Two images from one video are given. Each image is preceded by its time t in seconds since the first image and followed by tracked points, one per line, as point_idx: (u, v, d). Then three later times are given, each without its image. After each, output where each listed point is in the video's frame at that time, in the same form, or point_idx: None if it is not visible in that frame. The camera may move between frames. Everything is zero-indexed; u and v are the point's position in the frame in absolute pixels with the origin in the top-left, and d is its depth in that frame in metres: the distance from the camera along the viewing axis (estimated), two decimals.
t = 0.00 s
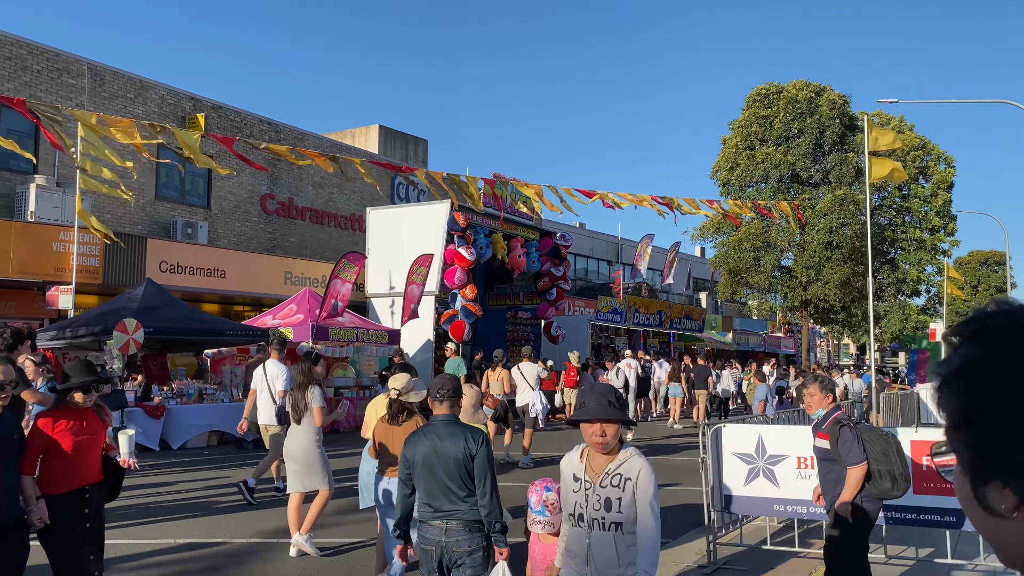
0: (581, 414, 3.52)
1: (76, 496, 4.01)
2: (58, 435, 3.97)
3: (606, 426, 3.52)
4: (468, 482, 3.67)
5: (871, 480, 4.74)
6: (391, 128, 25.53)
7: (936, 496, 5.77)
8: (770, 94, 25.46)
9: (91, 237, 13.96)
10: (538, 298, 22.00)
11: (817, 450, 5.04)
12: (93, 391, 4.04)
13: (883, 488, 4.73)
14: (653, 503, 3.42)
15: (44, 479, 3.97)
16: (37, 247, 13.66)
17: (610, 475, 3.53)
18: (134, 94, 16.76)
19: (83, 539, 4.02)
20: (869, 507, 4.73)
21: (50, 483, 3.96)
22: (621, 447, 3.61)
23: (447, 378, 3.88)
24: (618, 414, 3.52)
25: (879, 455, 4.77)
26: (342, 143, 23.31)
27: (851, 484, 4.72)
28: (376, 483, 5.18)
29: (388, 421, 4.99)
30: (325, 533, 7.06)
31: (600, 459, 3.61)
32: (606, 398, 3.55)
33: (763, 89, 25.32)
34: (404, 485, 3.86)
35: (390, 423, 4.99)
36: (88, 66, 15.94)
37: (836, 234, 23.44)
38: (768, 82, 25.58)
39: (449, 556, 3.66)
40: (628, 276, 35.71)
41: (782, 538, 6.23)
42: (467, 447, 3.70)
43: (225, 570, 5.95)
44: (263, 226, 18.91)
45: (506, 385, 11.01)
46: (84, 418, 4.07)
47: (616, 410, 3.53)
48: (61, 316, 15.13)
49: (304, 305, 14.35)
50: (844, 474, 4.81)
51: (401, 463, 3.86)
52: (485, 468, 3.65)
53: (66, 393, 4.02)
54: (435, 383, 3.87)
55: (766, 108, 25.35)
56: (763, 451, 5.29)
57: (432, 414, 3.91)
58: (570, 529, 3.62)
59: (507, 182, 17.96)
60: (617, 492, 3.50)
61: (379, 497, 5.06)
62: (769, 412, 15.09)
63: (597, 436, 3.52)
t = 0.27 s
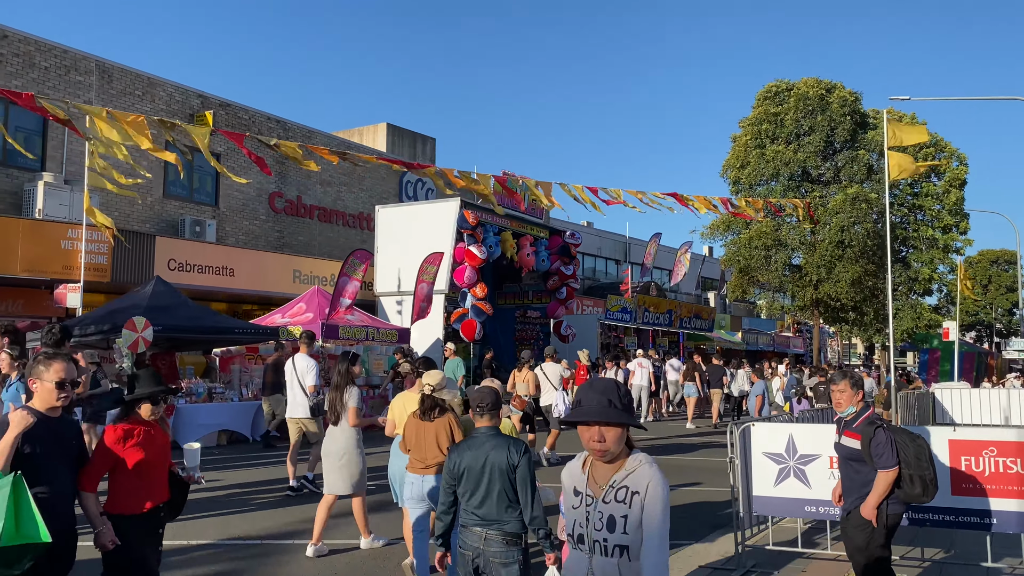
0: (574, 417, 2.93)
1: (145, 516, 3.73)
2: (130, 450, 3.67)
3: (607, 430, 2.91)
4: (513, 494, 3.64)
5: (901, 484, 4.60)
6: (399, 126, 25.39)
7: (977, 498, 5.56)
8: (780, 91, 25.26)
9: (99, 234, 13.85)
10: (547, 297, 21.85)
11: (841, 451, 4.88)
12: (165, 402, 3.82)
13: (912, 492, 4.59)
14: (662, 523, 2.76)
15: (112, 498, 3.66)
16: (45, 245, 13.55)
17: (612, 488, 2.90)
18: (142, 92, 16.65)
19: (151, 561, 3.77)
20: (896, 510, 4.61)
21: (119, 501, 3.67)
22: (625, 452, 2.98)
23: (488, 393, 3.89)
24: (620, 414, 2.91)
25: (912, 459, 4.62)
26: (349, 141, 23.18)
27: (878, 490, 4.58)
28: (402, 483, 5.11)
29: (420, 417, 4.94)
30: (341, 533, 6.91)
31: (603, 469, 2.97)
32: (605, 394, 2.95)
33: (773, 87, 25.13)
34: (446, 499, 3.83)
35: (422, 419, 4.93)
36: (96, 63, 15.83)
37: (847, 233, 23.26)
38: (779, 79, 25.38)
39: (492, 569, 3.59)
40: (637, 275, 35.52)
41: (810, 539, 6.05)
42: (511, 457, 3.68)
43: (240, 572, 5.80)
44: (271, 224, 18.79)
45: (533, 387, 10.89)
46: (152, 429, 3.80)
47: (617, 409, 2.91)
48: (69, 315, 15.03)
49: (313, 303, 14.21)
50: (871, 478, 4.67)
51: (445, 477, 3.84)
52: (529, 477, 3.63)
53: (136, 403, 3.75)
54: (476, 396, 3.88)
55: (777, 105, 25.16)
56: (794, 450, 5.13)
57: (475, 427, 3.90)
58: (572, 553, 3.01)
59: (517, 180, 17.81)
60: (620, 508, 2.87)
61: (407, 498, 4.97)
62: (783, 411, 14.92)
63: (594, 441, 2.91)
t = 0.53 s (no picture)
0: (596, 439, 2.44)
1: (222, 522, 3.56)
2: (202, 458, 3.48)
3: (637, 455, 2.40)
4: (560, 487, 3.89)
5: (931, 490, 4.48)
6: (407, 126, 25.25)
7: (1013, 505, 5.41)
8: (789, 90, 25.05)
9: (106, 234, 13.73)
10: (556, 297, 21.69)
11: (867, 457, 4.79)
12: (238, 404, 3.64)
13: (944, 497, 4.48)
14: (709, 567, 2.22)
15: (191, 511, 3.49)
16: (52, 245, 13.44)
17: (634, 530, 2.33)
18: (149, 90, 16.53)
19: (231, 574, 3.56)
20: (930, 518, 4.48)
21: (198, 514, 3.50)
22: (653, 487, 2.41)
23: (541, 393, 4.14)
24: (652, 438, 2.42)
25: (939, 463, 4.50)
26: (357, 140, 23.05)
27: (909, 497, 4.44)
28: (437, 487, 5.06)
29: (456, 421, 4.92)
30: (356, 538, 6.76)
31: (624, 507, 2.40)
32: (637, 415, 2.47)
33: (782, 85, 24.92)
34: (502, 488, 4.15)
35: (459, 423, 4.91)
36: (102, 62, 15.72)
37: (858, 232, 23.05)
38: (788, 78, 25.17)
39: (538, 556, 3.82)
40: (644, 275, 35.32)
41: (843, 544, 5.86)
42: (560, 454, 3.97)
43: None
44: (278, 224, 18.66)
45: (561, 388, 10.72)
46: (226, 435, 3.60)
47: (650, 433, 2.43)
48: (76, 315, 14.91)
49: (322, 304, 14.07)
50: (899, 483, 4.54)
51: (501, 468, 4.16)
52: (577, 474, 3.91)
53: (208, 408, 3.57)
54: (527, 396, 4.15)
55: (786, 104, 24.95)
56: (826, 455, 4.98)
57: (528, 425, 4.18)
58: None
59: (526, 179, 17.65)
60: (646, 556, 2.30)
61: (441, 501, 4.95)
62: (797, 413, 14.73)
63: (624, 470, 2.39)
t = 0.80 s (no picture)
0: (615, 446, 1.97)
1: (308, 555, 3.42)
2: (289, 479, 3.33)
3: (670, 465, 1.94)
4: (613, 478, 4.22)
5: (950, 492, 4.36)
6: (413, 125, 25.13)
7: None
8: (798, 89, 24.88)
9: (112, 233, 13.60)
10: (564, 297, 21.57)
11: (883, 460, 4.66)
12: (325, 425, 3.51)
13: (965, 501, 4.37)
14: None
15: (274, 537, 3.34)
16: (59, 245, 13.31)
17: (662, 560, 1.91)
18: (155, 89, 16.42)
19: None
20: (949, 523, 4.35)
21: (283, 541, 3.34)
22: (690, 510, 1.99)
23: (593, 390, 4.34)
24: (689, 444, 1.92)
25: (960, 466, 4.39)
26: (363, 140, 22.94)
27: (928, 499, 4.33)
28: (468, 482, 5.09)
29: (491, 418, 4.97)
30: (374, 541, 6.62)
31: (653, 531, 1.99)
32: (668, 412, 1.97)
33: (792, 84, 24.77)
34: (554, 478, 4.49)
35: (493, 420, 4.95)
36: (108, 60, 15.61)
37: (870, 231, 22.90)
38: (797, 76, 25.01)
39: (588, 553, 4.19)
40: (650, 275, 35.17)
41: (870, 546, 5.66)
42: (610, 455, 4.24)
43: None
44: (285, 224, 18.54)
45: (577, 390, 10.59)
46: (317, 460, 3.48)
47: (686, 437, 1.93)
48: (82, 316, 14.80)
49: (329, 304, 13.94)
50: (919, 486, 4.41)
51: (553, 459, 4.48)
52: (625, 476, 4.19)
53: (296, 427, 3.45)
54: (582, 395, 4.36)
55: (795, 103, 24.78)
56: (857, 460, 4.83)
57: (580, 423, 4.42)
58: None
59: (534, 178, 17.53)
60: None
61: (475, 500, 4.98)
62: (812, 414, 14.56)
63: (656, 485, 1.94)
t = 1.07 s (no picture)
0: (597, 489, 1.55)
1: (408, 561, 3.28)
2: (396, 478, 3.22)
3: (666, 518, 1.55)
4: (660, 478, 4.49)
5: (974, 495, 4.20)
6: (418, 124, 25.00)
7: None
8: (806, 87, 24.70)
9: (118, 233, 13.48)
10: (571, 297, 21.43)
11: (906, 463, 4.49)
12: (430, 424, 3.44)
13: (992, 505, 4.19)
14: None
15: (380, 539, 3.21)
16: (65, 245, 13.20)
17: None
18: (160, 88, 16.30)
19: None
20: (975, 527, 4.19)
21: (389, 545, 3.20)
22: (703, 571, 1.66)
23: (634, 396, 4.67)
24: (694, 499, 1.50)
25: (985, 468, 4.22)
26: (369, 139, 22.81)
27: (952, 502, 4.17)
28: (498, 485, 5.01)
29: (520, 421, 4.89)
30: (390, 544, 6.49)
31: None
32: (676, 454, 1.53)
33: (799, 83, 24.60)
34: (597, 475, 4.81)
35: (522, 423, 4.89)
36: (113, 59, 15.50)
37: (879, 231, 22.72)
38: (805, 75, 24.84)
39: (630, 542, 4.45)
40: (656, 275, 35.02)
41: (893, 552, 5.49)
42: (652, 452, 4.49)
43: None
44: (291, 224, 18.42)
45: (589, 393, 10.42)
46: (418, 460, 3.38)
47: (691, 488, 1.51)
48: (87, 316, 14.70)
49: (337, 304, 13.82)
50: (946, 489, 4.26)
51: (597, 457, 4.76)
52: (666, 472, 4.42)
53: (402, 426, 3.38)
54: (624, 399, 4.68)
55: (803, 101, 24.61)
56: (887, 464, 4.69)
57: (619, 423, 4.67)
58: None
59: (542, 177, 17.38)
60: None
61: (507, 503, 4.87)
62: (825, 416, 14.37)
63: (643, 548, 1.56)
